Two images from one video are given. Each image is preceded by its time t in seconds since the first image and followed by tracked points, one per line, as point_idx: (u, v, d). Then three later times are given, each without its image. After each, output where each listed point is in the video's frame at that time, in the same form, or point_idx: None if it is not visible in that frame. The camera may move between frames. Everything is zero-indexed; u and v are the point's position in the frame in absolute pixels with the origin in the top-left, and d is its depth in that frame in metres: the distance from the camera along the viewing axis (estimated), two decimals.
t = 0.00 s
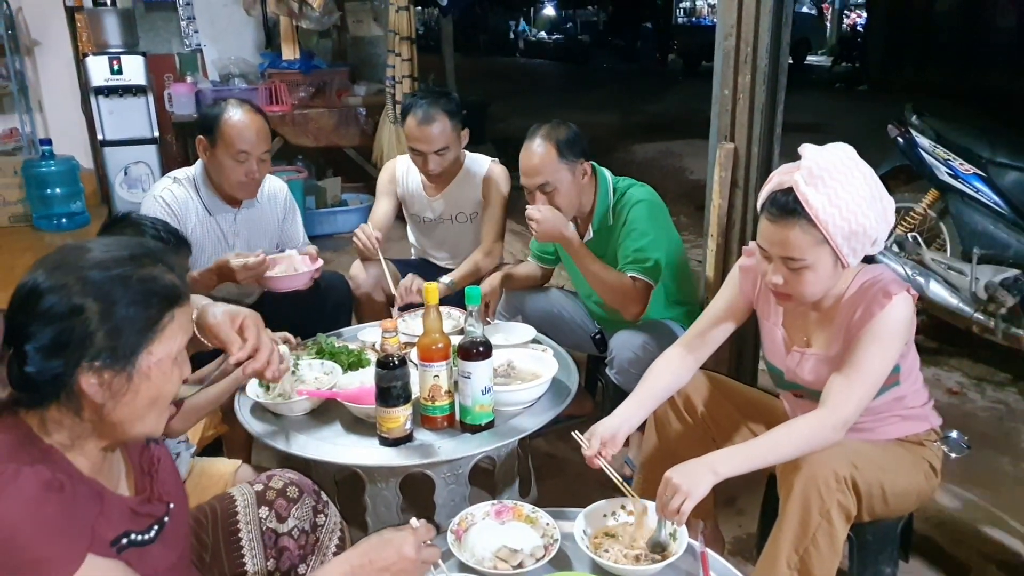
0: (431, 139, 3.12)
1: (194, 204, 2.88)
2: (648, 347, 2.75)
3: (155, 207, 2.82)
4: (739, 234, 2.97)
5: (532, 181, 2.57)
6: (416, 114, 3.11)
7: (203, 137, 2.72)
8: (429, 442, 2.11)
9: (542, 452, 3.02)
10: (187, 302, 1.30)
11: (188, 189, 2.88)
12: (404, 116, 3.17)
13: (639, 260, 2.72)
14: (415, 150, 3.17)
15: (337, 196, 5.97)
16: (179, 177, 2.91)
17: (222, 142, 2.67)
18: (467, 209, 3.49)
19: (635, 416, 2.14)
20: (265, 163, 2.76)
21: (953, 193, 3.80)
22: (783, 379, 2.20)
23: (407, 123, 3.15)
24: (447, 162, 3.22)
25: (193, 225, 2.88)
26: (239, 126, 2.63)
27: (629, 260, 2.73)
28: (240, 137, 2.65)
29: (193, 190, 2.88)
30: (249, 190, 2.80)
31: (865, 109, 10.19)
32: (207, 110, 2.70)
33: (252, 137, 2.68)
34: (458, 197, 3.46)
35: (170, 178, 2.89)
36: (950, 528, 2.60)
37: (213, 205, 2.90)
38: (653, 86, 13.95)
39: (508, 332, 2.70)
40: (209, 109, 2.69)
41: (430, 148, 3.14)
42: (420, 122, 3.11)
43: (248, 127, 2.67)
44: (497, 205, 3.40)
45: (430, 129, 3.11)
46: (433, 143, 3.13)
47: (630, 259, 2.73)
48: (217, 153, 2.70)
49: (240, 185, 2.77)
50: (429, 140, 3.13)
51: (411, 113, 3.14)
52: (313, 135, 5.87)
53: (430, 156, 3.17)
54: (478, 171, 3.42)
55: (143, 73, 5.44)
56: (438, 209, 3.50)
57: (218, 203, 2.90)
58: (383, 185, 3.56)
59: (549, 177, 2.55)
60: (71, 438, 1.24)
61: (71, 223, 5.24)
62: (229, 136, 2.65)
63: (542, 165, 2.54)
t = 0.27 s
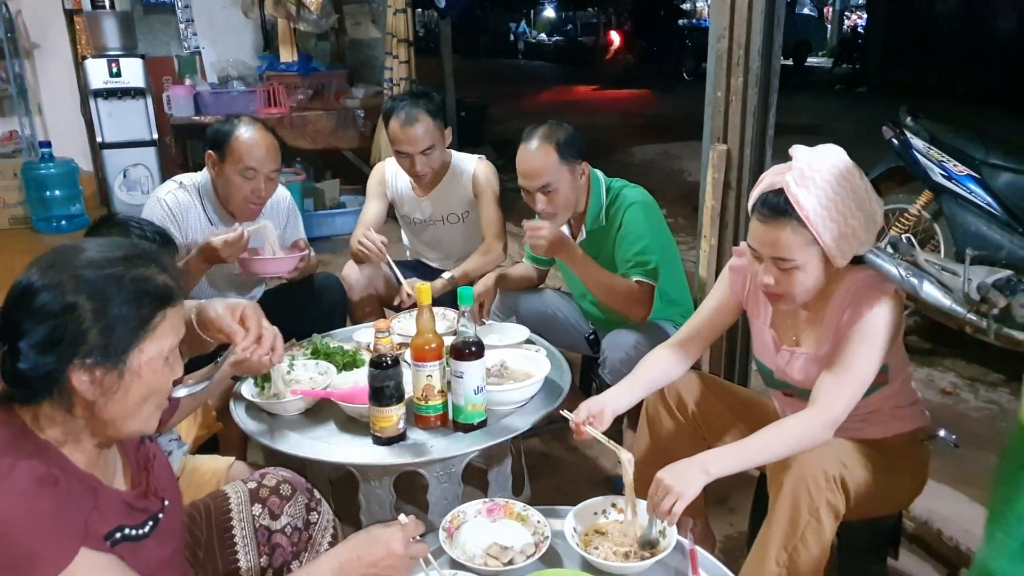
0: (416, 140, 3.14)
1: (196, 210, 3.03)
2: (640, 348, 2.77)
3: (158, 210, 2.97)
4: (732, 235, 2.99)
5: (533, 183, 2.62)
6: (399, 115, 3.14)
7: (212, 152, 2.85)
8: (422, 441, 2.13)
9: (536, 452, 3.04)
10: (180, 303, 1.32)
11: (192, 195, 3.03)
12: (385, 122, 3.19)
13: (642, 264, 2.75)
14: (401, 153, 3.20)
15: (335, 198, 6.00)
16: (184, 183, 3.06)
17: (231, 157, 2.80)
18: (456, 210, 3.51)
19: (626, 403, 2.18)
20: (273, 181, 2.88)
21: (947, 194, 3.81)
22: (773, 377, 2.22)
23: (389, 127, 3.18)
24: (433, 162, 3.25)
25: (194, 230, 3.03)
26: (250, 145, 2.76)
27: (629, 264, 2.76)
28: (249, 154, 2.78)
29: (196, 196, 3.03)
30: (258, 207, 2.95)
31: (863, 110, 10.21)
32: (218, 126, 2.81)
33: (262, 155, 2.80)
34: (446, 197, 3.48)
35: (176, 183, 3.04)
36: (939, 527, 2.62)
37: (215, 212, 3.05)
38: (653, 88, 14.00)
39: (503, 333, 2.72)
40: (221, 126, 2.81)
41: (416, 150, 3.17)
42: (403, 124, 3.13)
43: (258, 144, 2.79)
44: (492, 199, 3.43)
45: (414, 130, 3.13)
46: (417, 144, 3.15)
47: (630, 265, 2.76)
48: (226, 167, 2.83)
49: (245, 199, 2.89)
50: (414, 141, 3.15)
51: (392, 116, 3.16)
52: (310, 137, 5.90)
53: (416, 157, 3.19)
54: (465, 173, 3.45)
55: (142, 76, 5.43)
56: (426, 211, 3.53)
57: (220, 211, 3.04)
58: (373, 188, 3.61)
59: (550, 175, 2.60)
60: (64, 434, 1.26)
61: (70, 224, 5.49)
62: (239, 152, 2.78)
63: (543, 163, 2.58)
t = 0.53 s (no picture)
0: (432, 140, 3.19)
1: (212, 212, 3.09)
2: (642, 347, 2.85)
3: (174, 209, 3.03)
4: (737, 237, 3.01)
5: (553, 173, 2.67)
6: (415, 118, 3.19)
7: (235, 158, 2.92)
8: (425, 437, 2.17)
9: (539, 450, 3.08)
10: (196, 297, 1.37)
11: (210, 196, 3.09)
12: (402, 122, 3.24)
13: (653, 277, 2.78)
14: (417, 154, 3.24)
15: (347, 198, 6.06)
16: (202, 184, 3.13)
17: (252, 164, 2.86)
18: (471, 207, 3.58)
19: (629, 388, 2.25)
20: (289, 192, 2.93)
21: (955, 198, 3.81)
22: (772, 377, 2.25)
23: (407, 128, 3.22)
24: (449, 162, 3.29)
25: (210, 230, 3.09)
26: (271, 154, 2.82)
27: (644, 274, 2.79)
28: (270, 163, 2.85)
29: (213, 198, 3.10)
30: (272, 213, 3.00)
31: (879, 113, 10.16)
32: (242, 134, 2.87)
33: (282, 163, 2.86)
34: (459, 196, 3.55)
35: (194, 183, 3.11)
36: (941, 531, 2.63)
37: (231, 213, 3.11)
38: (667, 90, 14.01)
39: (507, 333, 2.76)
40: (244, 134, 2.87)
41: (432, 150, 3.22)
42: (420, 125, 3.18)
43: (278, 155, 2.85)
44: (507, 195, 3.54)
45: (430, 131, 3.18)
46: (434, 144, 3.20)
47: (644, 276, 2.79)
48: (246, 173, 2.89)
49: (262, 203, 2.97)
50: (430, 142, 3.20)
51: (411, 116, 3.21)
52: (324, 138, 5.96)
53: (433, 158, 3.24)
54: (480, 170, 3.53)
55: (159, 78, 5.54)
56: (440, 209, 3.59)
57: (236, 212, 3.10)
58: (388, 185, 3.62)
59: (572, 165, 2.67)
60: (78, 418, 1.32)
61: (87, 222, 5.61)
62: (259, 161, 2.84)
63: (565, 155, 2.66)
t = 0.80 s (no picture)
0: (458, 138, 3.24)
1: (225, 208, 3.16)
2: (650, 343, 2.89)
3: (188, 205, 3.11)
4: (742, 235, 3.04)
5: (576, 164, 2.71)
6: (443, 116, 3.23)
7: (251, 158, 2.96)
8: (431, 430, 2.21)
9: (545, 446, 3.11)
10: (222, 286, 1.42)
11: (222, 193, 3.15)
12: (429, 120, 3.28)
13: (663, 277, 2.82)
14: (443, 151, 3.29)
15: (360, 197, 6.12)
16: (216, 181, 3.20)
17: (269, 166, 2.91)
18: (488, 207, 3.62)
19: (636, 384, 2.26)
20: (303, 194, 2.97)
21: (965, 199, 3.81)
22: (772, 372, 2.29)
23: (435, 125, 3.26)
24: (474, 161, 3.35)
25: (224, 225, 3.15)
26: (287, 156, 2.86)
27: (656, 274, 2.83)
28: (286, 166, 2.88)
29: (227, 195, 3.16)
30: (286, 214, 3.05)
31: (894, 113, 10.10)
32: (260, 134, 2.92)
33: (298, 167, 2.90)
34: (479, 194, 3.59)
35: (208, 181, 3.19)
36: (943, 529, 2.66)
37: (244, 209, 3.17)
38: (681, 90, 13.99)
39: (515, 329, 2.80)
40: (262, 135, 2.91)
41: (458, 148, 3.26)
42: (446, 123, 3.23)
43: (294, 158, 2.89)
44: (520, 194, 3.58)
45: (456, 129, 3.23)
46: (461, 143, 3.25)
47: (656, 276, 2.83)
48: (262, 175, 2.93)
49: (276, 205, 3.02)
50: (456, 140, 3.25)
51: (437, 115, 3.25)
52: (337, 138, 6.02)
53: (459, 156, 3.29)
54: (498, 171, 3.58)
55: (176, 77, 5.60)
56: (458, 207, 3.62)
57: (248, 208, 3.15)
58: (406, 183, 3.67)
59: (587, 159, 2.71)
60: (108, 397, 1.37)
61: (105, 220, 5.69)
62: (276, 163, 2.88)
63: (581, 149, 2.70)
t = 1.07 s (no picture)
0: (473, 136, 3.29)
1: (242, 205, 3.23)
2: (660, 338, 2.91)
3: (206, 202, 3.19)
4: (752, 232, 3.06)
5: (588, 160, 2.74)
6: (456, 114, 3.27)
7: (266, 159, 3.02)
8: (440, 422, 2.24)
9: (556, 441, 3.15)
10: (262, 276, 1.47)
11: (239, 189, 3.22)
12: (445, 119, 3.32)
13: (676, 274, 2.85)
14: (457, 150, 3.33)
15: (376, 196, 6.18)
16: (232, 179, 3.27)
17: (284, 170, 2.96)
18: (501, 204, 3.67)
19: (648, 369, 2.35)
20: (318, 194, 3.03)
21: (979, 197, 3.81)
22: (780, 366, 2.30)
23: (451, 124, 3.30)
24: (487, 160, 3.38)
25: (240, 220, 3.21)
26: (301, 157, 2.92)
27: (669, 271, 2.86)
28: (300, 169, 2.94)
29: (244, 192, 3.23)
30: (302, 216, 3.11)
31: (911, 112, 10.05)
32: (275, 136, 2.96)
33: (312, 167, 2.96)
34: (493, 193, 3.63)
35: (226, 178, 3.26)
36: (950, 524, 2.68)
37: (260, 205, 3.23)
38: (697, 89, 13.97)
39: (525, 324, 2.84)
40: (279, 136, 2.96)
41: (474, 146, 3.31)
42: (461, 121, 3.27)
43: (307, 158, 2.94)
44: (531, 194, 3.61)
45: (471, 128, 3.28)
46: (476, 141, 3.30)
47: (669, 272, 2.86)
48: (277, 176, 2.99)
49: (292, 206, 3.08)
50: (470, 138, 3.29)
51: (453, 113, 3.29)
52: (354, 137, 6.09)
53: (473, 155, 3.33)
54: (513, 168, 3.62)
55: (196, 76, 5.68)
56: (471, 205, 3.67)
57: (263, 204, 3.21)
58: (422, 178, 3.69)
59: (598, 153, 2.74)
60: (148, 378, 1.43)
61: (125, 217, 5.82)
62: (290, 167, 2.94)
63: (593, 142, 2.73)
